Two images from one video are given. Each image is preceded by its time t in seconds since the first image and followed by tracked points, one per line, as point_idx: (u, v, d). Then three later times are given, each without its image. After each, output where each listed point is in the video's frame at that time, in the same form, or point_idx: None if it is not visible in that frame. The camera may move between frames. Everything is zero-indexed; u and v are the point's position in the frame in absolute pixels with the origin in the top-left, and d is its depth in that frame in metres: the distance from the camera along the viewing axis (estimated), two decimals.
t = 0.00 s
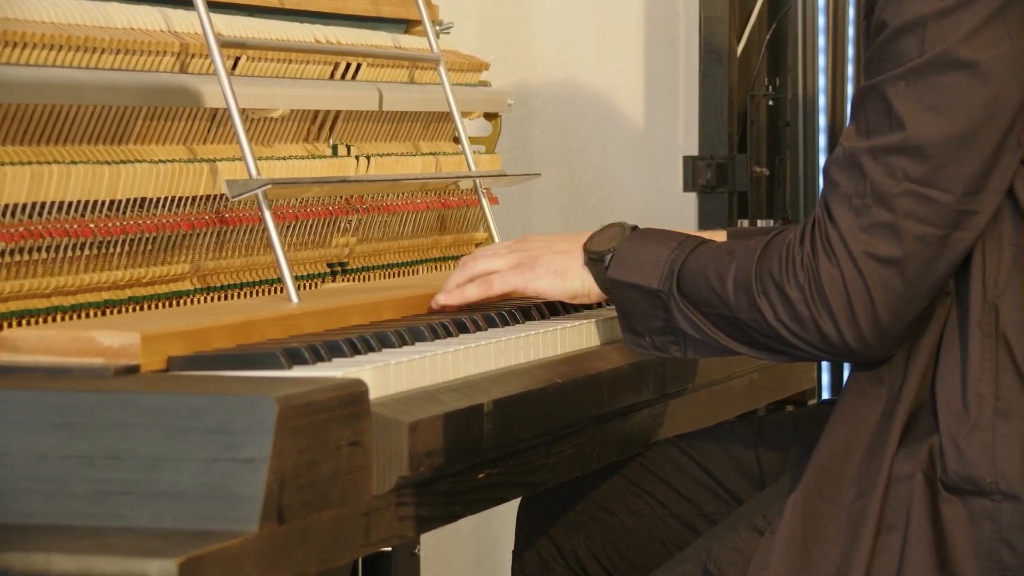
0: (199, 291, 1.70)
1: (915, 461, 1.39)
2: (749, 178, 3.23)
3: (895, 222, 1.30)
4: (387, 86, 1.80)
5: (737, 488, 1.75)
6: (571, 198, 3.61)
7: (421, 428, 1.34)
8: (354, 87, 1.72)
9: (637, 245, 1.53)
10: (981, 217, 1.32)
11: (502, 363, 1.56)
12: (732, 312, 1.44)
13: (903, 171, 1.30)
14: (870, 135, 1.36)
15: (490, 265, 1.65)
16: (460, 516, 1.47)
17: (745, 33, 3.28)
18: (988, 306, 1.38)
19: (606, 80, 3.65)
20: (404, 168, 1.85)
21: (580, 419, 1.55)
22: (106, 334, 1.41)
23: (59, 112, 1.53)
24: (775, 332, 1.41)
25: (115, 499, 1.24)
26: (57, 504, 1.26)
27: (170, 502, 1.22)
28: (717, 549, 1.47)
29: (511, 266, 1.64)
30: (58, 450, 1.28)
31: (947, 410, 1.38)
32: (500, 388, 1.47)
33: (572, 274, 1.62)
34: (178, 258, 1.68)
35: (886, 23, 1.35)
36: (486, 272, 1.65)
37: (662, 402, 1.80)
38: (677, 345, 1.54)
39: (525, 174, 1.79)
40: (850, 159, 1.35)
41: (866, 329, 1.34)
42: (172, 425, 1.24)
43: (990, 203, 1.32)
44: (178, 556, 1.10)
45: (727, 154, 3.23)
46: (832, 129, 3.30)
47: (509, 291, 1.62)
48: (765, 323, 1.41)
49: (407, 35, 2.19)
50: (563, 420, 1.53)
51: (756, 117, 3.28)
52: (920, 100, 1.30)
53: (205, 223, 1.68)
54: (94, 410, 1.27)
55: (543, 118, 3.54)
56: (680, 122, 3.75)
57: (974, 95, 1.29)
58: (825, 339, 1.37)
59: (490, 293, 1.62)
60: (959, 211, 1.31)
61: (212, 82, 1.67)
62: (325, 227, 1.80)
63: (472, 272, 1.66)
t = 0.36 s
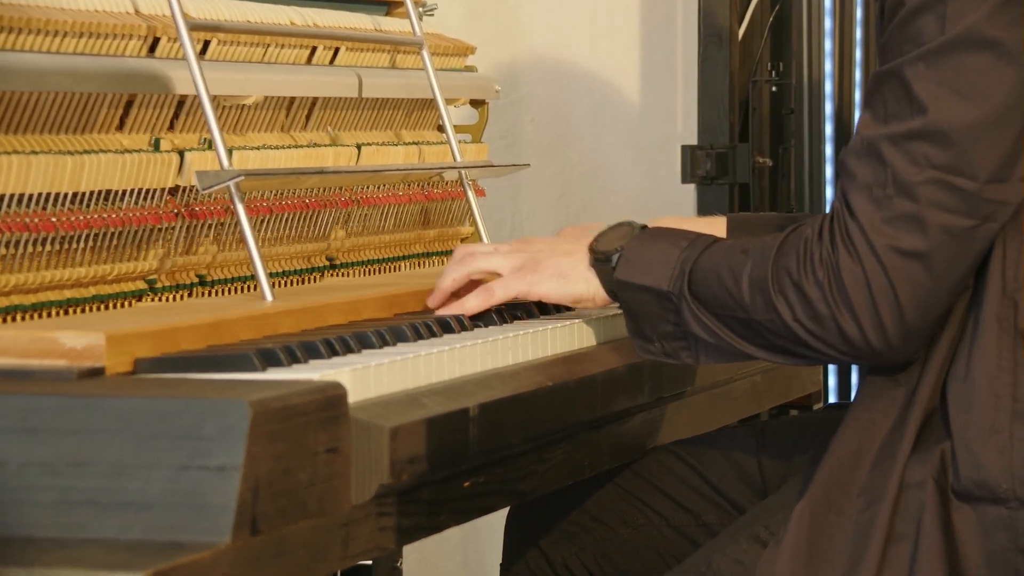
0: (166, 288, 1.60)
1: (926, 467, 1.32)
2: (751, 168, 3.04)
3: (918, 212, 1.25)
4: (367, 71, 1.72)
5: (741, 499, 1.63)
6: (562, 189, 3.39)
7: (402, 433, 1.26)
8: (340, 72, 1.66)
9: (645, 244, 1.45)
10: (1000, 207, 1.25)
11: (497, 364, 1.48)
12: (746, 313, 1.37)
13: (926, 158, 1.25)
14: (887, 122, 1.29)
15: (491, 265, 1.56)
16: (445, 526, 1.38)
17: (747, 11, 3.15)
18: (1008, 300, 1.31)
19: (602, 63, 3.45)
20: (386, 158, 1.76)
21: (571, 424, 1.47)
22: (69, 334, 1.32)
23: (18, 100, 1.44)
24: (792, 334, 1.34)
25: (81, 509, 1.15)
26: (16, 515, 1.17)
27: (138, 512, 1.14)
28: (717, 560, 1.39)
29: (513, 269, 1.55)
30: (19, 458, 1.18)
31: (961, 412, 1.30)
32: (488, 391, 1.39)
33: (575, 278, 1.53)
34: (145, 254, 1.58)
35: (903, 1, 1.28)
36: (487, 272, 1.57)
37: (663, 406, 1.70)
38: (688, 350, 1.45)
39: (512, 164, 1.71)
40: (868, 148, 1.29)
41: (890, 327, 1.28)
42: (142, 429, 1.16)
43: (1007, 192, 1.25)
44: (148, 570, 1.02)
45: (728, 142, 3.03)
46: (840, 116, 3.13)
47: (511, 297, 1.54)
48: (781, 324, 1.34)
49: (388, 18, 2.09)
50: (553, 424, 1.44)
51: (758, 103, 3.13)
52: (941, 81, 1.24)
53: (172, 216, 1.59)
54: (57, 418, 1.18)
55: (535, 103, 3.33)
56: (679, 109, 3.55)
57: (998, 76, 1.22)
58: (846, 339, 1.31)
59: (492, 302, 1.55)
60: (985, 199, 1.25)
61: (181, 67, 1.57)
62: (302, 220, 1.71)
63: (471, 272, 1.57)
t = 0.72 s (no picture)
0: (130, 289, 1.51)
1: (933, 480, 1.25)
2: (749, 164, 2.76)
3: (930, 213, 1.17)
4: (344, 58, 1.64)
5: (737, 512, 1.54)
6: (550, 183, 3.14)
7: (380, 444, 1.18)
8: (312, 61, 1.57)
9: (642, 249, 1.36)
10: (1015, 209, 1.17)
11: (477, 371, 1.39)
12: (748, 323, 1.29)
13: (937, 156, 1.16)
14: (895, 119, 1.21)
15: (478, 273, 1.50)
16: (425, 541, 1.30)
17: None
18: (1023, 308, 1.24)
19: (591, 50, 3.21)
20: (362, 151, 1.68)
21: (559, 433, 1.38)
22: (26, 337, 1.24)
23: None
24: (798, 344, 1.26)
25: (37, 521, 1.09)
26: None
27: (101, 526, 1.07)
28: None
29: (501, 276, 1.48)
30: None
31: (972, 421, 1.23)
32: (472, 399, 1.31)
33: (566, 287, 1.44)
34: (107, 253, 1.50)
35: None
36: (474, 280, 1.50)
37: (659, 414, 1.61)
38: (688, 364, 1.37)
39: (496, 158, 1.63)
40: (875, 146, 1.21)
41: (901, 336, 1.20)
42: (113, 443, 1.09)
43: None
44: None
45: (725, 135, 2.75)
46: (843, 106, 2.96)
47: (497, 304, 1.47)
48: (784, 333, 1.26)
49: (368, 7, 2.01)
50: (540, 434, 1.36)
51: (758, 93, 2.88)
52: (950, 74, 1.16)
53: (137, 213, 1.50)
54: (17, 423, 1.13)
55: (522, 92, 3.04)
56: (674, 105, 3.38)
57: (1010, 71, 1.15)
58: (855, 349, 1.22)
59: (474, 305, 1.48)
60: (999, 199, 1.17)
61: (145, 55, 1.48)
62: (273, 217, 1.64)
63: (458, 279, 1.50)
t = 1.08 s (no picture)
0: (90, 292, 1.43)
1: (937, 493, 1.17)
2: (745, 159, 2.74)
3: (921, 210, 1.09)
4: (317, 48, 1.58)
5: (732, 529, 1.46)
6: (535, 181, 2.99)
7: (354, 454, 1.11)
8: (283, 50, 1.51)
9: (620, 240, 1.28)
10: (1014, 207, 1.11)
11: (456, 378, 1.31)
12: (729, 320, 1.20)
13: (930, 151, 1.09)
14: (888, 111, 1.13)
15: (446, 261, 1.39)
16: (401, 559, 1.21)
17: None
18: None
19: (579, 37, 3.08)
20: (337, 145, 1.61)
21: (543, 443, 1.30)
22: None
23: None
24: (780, 342, 1.17)
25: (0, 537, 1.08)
26: None
27: (64, 542, 1.05)
28: None
29: (471, 266, 1.38)
30: None
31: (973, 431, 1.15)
32: (451, 407, 1.23)
33: (541, 276, 1.37)
34: (67, 254, 1.42)
35: None
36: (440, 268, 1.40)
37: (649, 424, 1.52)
38: (665, 358, 1.29)
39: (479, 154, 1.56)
40: (867, 138, 1.13)
41: (888, 338, 1.13)
42: (84, 454, 1.05)
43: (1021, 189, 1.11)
44: None
45: (720, 129, 2.73)
46: (844, 101, 2.79)
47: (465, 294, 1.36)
48: (767, 333, 1.18)
49: None
50: (522, 444, 1.27)
51: (757, 84, 2.81)
52: (948, 64, 1.08)
53: (98, 211, 1.42)
54: None
55: (505, 85, 2.87)
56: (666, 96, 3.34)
57: (1012, 60, 1.07)
58: (839, 351, 1.15)
59: (442, 295, 1.35)
60: (993, 198, 1.10)
61: (108, 44, 1.40)
62: (243, 216, 1.58)
63: (424, 266, 1.39)
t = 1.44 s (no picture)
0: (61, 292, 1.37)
1: (948, 505, 1.12)
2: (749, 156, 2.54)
3: (947, 207, 1.04)
4: (299, 37, 1.53)
5: (733, 542, 1.36)
6: (530, 176, 2.92)
7: (339, 463, 1.05)
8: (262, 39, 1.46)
9: (628, 255, 1.22)
10: None
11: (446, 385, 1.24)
12: (746, 332, 1.15)
13: (954, 144, 1.04)
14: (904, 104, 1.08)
15: (446, 282, 1.34)
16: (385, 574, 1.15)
17: None
18: None
19: (571, 25, 2.98)
20: (319, 140, 1.56)
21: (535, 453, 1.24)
22: None
23: None
24: (801, 354, 1.12)
25: None
26: None
27: (30, 554, 1.02)
28: None
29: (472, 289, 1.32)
30: None
31: (988, 440, 1.10)
32: (439, 415, 1.16)
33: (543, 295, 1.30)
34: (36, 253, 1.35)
35: None
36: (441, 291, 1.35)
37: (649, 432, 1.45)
38: (678, 380, 1.23)
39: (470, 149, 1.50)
40: (885, 134, 1.08)
41: (916, 345, 1.07)
42: (59, 461, 1.01)
43: None
44: None
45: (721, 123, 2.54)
46: (850, 93, 2.76)
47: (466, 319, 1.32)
48: (787, 343, 1.12)
49: None
50: (514, 453, 1.21)
51: (760, 77, 2.61)
52: (969, 53, 1.04)
53: (69, 208, 1.35)
54: None
55: (495, 77, 2.81)
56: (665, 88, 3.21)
57: None
58: (864, 361, 1.09)
59: (442, 321, 1.32)
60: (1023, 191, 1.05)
61: (79, 32, 1.34)
62: (222, 214, 1.51)
63: (424, 290, 1.34)
